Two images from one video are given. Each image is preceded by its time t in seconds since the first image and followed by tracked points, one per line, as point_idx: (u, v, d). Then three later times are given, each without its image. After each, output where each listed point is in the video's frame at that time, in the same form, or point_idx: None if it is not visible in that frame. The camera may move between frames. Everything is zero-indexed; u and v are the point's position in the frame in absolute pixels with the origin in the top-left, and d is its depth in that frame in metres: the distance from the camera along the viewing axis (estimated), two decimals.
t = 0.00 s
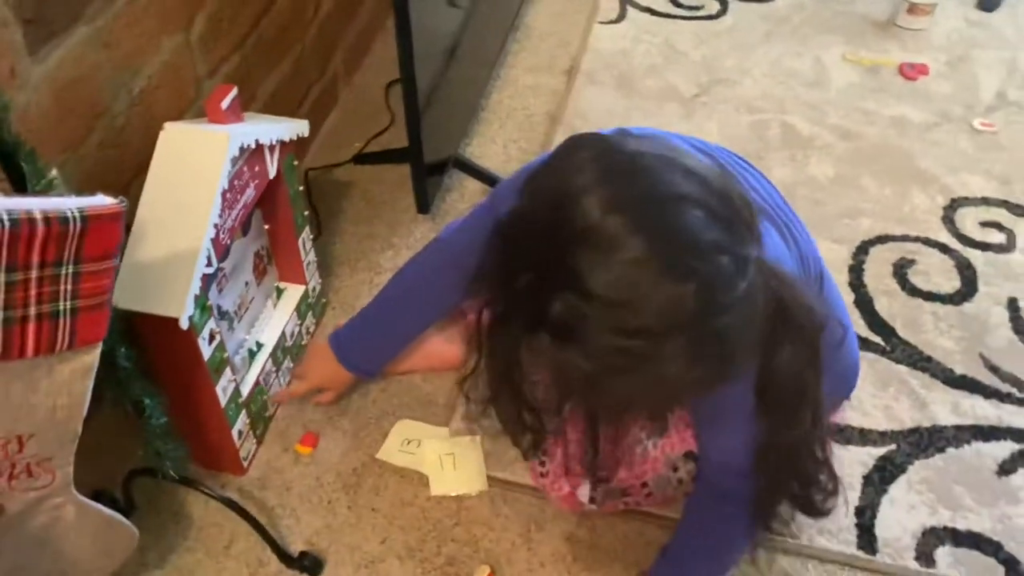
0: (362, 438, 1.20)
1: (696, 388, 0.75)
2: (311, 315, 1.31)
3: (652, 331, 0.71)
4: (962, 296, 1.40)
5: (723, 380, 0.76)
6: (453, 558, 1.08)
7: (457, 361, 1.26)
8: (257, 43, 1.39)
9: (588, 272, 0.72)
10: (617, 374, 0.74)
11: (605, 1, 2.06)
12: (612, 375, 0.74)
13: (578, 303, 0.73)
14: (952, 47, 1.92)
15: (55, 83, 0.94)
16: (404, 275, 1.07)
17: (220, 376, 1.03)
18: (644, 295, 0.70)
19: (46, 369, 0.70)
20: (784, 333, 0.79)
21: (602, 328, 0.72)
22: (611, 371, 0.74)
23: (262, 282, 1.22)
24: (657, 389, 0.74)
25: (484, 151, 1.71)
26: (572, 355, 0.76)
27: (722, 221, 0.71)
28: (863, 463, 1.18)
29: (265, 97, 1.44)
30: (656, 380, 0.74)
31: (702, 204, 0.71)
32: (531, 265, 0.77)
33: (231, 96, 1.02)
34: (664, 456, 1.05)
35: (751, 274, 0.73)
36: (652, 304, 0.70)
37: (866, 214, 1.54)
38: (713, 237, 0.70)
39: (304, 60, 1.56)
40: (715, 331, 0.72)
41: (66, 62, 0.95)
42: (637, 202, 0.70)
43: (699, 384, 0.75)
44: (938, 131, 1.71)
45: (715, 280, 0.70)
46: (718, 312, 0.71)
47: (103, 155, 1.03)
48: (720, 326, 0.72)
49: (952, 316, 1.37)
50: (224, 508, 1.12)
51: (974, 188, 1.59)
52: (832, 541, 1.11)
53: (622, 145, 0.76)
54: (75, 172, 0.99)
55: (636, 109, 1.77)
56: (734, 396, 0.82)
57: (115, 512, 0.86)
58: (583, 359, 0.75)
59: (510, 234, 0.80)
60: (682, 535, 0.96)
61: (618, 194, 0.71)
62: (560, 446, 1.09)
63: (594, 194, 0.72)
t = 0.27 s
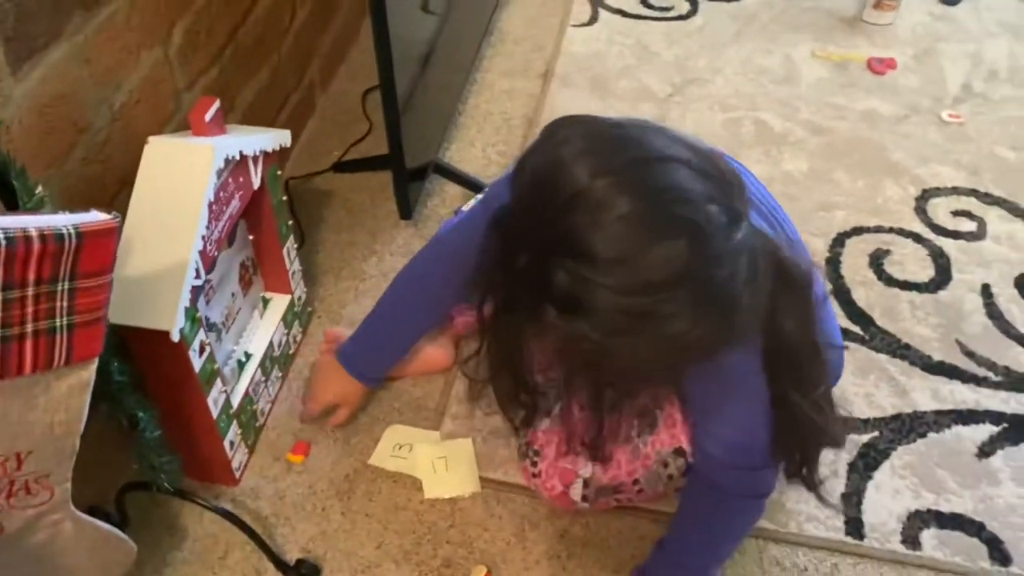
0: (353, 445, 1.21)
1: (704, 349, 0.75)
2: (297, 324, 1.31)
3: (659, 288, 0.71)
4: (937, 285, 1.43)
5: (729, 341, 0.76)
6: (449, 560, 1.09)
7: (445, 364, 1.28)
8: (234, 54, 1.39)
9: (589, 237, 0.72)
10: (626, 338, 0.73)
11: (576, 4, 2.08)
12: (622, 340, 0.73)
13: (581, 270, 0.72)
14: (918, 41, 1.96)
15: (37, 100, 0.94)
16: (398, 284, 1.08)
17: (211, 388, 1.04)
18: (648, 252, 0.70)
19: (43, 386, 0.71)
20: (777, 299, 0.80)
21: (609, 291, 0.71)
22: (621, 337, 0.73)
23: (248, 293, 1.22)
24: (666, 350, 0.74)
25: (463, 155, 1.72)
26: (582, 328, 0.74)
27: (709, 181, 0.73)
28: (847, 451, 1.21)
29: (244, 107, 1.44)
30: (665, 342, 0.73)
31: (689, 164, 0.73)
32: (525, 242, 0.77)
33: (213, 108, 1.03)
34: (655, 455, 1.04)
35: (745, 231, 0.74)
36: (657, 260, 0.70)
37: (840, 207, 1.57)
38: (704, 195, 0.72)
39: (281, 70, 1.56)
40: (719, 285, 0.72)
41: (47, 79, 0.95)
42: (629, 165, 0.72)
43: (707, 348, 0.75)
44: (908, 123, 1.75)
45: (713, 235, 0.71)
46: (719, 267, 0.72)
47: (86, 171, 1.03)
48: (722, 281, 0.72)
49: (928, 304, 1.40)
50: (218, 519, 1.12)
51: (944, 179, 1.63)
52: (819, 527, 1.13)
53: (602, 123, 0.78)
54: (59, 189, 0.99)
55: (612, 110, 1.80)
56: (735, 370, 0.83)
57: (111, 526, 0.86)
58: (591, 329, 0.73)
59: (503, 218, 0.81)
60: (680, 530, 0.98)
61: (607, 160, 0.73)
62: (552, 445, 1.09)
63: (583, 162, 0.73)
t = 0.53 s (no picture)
0: (341, 451, 1.21)
1: (692, 317, 0.76)
2: (283, 332, 1.32)
3: (644, 253, 0.72)
4: (915, 283, 1.45)
5: (717, 309, 0.77)
6: (438, 564, 1.10)
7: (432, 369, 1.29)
8: (215, 64, 1.39)
9: (576, 206, 0.73)
10: (616, 307, 0.74)
11: (555, 9, 2.09)
12: (613, 310, 0.74)
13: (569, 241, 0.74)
14: (893, 44, 1.98)
15: (19, 113, 0.94)
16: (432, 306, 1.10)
17: (198, 397, 1.04)
18: (631, 219, 0.72)
19: (30, 399, 0.71)
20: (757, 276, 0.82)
21: (597, 259, 0.73)
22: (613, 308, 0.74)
23: (233, 302, 1.22)
24: (657, 320, 0.74)
25: (446, 161, 1.73)
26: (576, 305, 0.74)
27: (686, 153, 0.76)
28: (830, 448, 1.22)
29: (226, 116, 1.44)
30: (654, 307, 0.74)
31: (665, 137, 0.76)
32: (510, 223, 0.79)
33: (196, 118, 1.03)
34: (644, 459, 1.07)
35: (725, 199, 0.76)
36: (640, 224, 0.72)
37: (819, 207, 1.59)
38: (682, 163, 0.75)
39: (262, 79, 1.57)
40: (703, 250, 0.74)
41: (29, 91, 0.95)
42: (607, 137, 0.74)
43: (696, 319, 0.76)
44: (883, 124, 1.78)
45: (692, 200, 0.74)
46: (701, 232, 0.74)
47: (69, 182, 1.04)
48: (705, 246, 0.74)
49: (906, 302, 1.42)
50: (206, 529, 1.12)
51: (920, 178, 1.65)
52: (803, 524, 1.15)
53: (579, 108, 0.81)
54: (43, 201, 0.99)
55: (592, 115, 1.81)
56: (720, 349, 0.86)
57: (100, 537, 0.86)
58: (582, 302, 0.74)
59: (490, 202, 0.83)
60: (673, 530, 0.99)
61: (587, 134, 0.75)
62: (541, 448, 1.09)
63: (565, 137, 0.76)
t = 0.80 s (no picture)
0: (331, 454, 1.22)
1: (673, 323, 0.75)
2: (272, 336, 1.32)
3: (620, 259, 0.72)
4: (899, 282, 1.47)
5: (699, 316, 0.76)
6: (428, 564, 1.11)
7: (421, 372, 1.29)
8: (203, 70, 1.40)
9: (554, 212, 0.73)
10: (594, 313, 0.73)
11: (542, 14, 2.10)
12: (589, 316, 0.73)
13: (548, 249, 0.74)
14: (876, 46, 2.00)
15: (8, 119, 0.95)
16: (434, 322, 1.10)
17: (188, 401, 1.04)
18: (606, 224, 0.71)
19: (20, 402, 0.72)
20: (743, 282, 0.80)
21: (574, 267, 0.73)
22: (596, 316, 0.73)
23: (222, 306, 1.23)
24: (637, 327, 0.74)
25: (434, 165, 1.74)
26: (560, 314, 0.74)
27: (669, 158, 0.75)
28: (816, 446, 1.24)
29: (214, 122, 1.45)
30: (631, 314, 0.73)
31: (646, 141, 0.75)
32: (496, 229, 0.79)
33: (185, 123, 1.04)
34: (630, 467, 1.07)
35: (706, 205, 0.75)
36: (616, 230, 0.71)
37: (804, 208, 1.61)
38: (662, 170, 0.73)
39: (251, 85, 1.57)
40: (680, 255, 0.73)
41: (17, 97, 0.96)
42: (585, 142, 0.73)
43: (680, 325, 0.75)
44: (867, 125, 1.79)
45: (670, 206, 0.72)
46: (678, 238, 0.72)
47: (58, 188, 1.04)
48: (684, 253, 0.73)
49: (891, 301, 1.44)
50: (197, 533, 1.12)
51: (904, 179, 1.67)
52: (790, 521, 1.16)
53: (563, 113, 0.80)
54: (31, 207, 1.00)
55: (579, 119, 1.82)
56: (715, 356, 0.85)
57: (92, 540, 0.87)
58: (562, 311, 0.74)
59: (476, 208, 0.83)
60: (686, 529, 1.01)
61: (567, 139, 0.74)
62: (527, 453, 1.09)
63: (544, 143, 0.75)
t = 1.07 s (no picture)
0: (323, 458, 1.22)
1: (683, 346, 0.75)
2: (263, 340, 1.32)
3: (630, 283, 0.72)
4: (888, 281, 1.48)
5: (710, 338, 0.76)
6: (420, 566, 1.11)
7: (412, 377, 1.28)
8: (193, 75, 1.40)
9: (560, 239, 0.73)
10: (603, 340, 0.74)
11: (531, 18, 2.11)
12: (598, 344, 0.74)
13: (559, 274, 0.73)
14: (863, 48, 2.02)
15: None
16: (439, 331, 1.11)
17: (178, 405, 1.04)
18: (615, 251, 0.72)
19: (9, 405, 0.72)
20: (754, 303, 0.81)
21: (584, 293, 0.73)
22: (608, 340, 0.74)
23: (213, 310, 1.23)
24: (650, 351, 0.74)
25: (424, 169, 1.74)
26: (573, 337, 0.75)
27: (678, 182, 0.75)
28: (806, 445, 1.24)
29: (204, 127, 1.45)
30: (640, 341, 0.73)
31: (653, 163, 0.75)
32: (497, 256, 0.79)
33: (174, 127, 1.04)
34: (621, 478, 1.07)
35: (716, 229, 0.75)
36: (626, 254, 0.72)
37: (793, 209, 1.62)
38: (670, 194, 0.74)
39: (240, 90, 1.57)
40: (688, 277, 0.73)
41: (6, 102, 0.96)
42: (593, 167, 0.74)
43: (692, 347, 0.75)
44: (855, 127, 1.81)
45: (680, 232, 0.73)
46: (690, 264, 0.73)
47: (48, 193, 1.04)
48: (694, 278, 0.73)
49: (879, 301, 1.45)
50: (188, 537, 1.12)
51: (892, 180, 1.68)
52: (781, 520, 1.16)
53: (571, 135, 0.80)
54: (21, 211, 1.00)
55: (568, 122, 1.83)
56: (725, 379, 0.85)
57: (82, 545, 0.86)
58: (575, 335, 0.74)
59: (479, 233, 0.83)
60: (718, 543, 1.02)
61: (572, 165, 0.75)
62: (515, 460, 1.09)
63: (552, 164, 0.75)
